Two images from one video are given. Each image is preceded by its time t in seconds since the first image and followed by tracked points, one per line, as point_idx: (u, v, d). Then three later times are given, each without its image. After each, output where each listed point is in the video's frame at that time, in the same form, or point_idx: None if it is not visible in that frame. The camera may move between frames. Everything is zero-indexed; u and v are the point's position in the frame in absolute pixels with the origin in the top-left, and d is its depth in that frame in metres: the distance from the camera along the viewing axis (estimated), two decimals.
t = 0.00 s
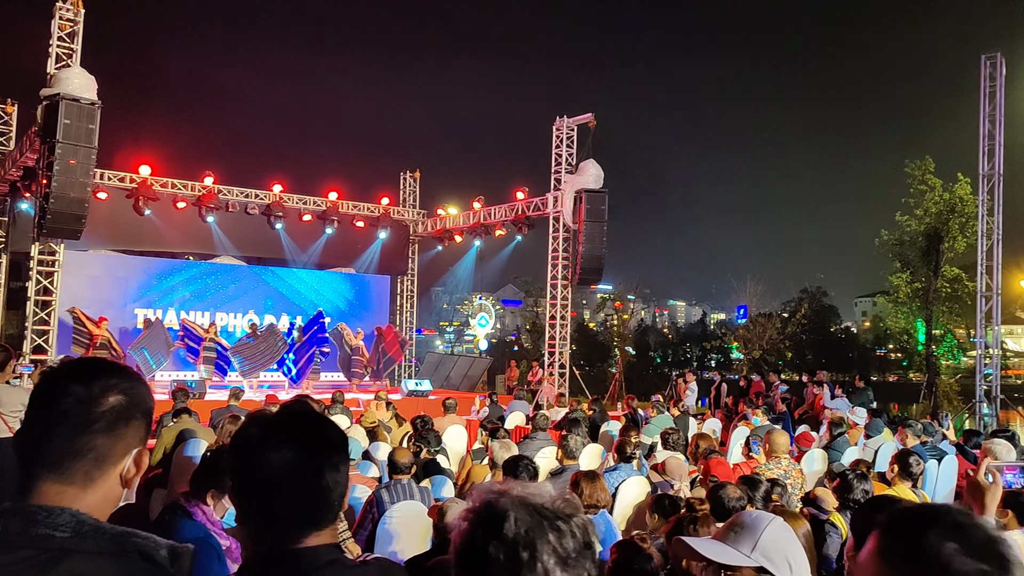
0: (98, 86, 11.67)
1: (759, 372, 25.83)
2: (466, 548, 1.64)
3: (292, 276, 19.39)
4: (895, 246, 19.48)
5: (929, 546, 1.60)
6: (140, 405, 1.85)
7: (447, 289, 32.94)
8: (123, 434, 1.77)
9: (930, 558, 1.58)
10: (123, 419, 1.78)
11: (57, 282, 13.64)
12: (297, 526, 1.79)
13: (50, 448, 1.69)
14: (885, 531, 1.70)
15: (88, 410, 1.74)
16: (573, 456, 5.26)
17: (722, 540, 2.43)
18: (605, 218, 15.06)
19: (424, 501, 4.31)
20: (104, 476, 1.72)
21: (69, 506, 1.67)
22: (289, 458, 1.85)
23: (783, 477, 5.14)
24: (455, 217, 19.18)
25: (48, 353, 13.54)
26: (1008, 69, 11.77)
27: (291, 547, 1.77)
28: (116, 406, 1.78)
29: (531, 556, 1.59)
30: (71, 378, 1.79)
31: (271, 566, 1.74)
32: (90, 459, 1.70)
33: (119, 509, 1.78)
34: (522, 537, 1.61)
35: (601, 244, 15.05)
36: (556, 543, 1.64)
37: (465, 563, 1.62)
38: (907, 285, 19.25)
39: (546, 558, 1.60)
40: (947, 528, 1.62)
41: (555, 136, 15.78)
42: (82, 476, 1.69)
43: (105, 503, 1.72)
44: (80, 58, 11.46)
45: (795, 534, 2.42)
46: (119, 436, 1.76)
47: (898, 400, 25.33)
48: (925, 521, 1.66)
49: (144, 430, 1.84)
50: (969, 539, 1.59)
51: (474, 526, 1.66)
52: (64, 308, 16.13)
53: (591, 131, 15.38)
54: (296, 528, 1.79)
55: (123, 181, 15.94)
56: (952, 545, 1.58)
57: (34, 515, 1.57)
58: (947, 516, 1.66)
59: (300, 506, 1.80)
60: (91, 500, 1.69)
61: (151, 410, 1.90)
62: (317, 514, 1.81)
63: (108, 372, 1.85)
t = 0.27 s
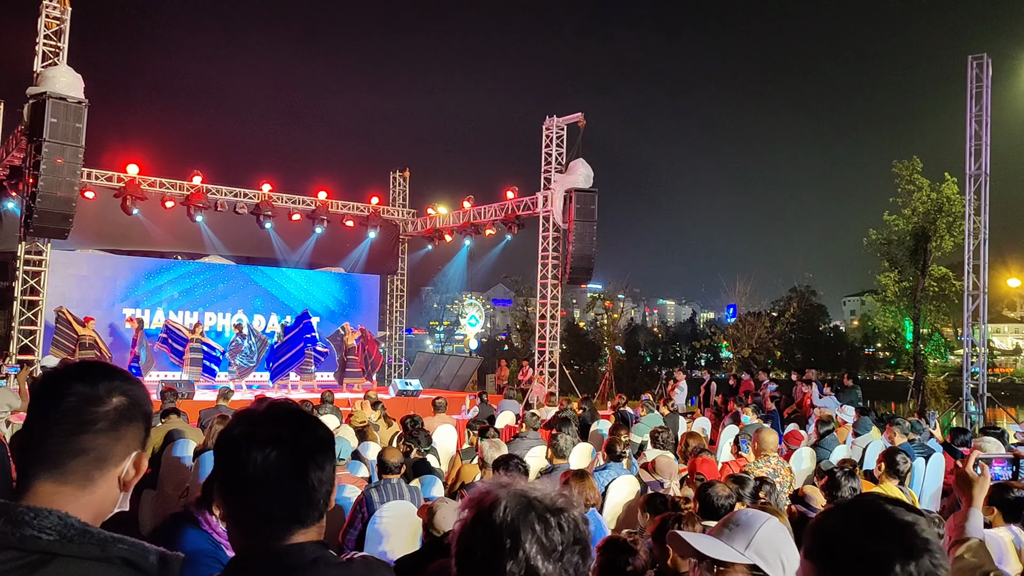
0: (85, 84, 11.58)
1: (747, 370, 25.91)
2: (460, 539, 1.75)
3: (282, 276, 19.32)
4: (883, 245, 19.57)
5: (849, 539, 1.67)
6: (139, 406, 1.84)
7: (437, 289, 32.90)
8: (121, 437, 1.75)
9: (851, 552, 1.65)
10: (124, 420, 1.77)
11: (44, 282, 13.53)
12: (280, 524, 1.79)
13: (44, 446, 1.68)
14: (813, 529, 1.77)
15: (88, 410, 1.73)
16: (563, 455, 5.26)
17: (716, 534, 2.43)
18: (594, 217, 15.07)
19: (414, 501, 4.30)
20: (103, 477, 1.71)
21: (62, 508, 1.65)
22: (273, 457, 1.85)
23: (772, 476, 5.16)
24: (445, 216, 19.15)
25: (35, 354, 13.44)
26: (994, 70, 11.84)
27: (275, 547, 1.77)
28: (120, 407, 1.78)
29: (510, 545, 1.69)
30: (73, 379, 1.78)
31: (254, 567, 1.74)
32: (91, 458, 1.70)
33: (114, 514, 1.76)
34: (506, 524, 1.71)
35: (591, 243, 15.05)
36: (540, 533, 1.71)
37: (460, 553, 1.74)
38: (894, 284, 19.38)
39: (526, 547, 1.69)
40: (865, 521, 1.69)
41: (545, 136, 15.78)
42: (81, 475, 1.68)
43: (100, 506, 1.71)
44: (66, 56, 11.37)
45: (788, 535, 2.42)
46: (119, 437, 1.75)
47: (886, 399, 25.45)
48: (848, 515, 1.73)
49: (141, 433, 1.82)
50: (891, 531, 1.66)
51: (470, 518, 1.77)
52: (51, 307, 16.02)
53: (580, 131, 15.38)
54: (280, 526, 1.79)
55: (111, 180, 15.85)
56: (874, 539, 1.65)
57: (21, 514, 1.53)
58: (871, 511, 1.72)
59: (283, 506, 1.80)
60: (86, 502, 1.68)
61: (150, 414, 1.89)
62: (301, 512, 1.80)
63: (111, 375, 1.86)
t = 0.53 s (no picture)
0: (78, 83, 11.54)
1: (742, 369, 25.97)
2: (487, 525, 1.82)
3: (277, 275, 19.29)
4: (877, 244, 19.62)
5: (816, 541, 1.67)
6: (138, 406, 1.86)
7: (432, 288, 32.89)
8: (123, 435, 1.78)
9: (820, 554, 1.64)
10: (131, 420, 1.81)
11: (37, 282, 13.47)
12: (288, 521, 1.78)
13: (51, 441, 1.69)
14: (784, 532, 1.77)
15: (94, 407, 1.76)
16: (558, 454, 5.26)
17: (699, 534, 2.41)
18: (589, 216, 15.07)
19: (409, 500, 4.30)
20: (107, 476, 1.74)
21: (66, 504, 1.67)
22: (286, 454, 1.85)
23: (766, 473, 5.17)
24: (440, 215, 19.14)
25: (29, 354, 13.39)
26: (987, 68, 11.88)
27: (282, 544, 1.76)
28: (126, 406, 1.82)
29: (535, 524, 1.75)
30: (78, 377, 1.81)
31: (261, 564, 1.72)
32: (98, 456, 1.72)
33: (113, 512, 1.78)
34: (532, 506, 1.78)
35: (585, 242, 15.05)
36: (564, 515, 1.78)
37: (487, 539, 1.80)
38: (888, 282, 19.47)
39: (552, 526, 1.75)
40: (830, 520, 1.69)
41: (540, 134, 15.77)
42: (87, 471, 1.70)
43: (101, 505, 1.73)
44: (59, 55, 11.32)
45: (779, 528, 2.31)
46: (124, 437, 1.78)
47: (880, 396, 25.53)
48: (817, 517, 1.72)
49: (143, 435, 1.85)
50: (857, 526, 1.65)
51: (495, 507, 1.84)
52: (44, 307, 15.96)
53: (575, 130, 15.39)
54: (288, 523, 1.78)
55: (105, 179, 15.80)
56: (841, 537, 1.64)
57: (20, 512, 1.53)
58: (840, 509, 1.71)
59: (292, 503, 1.79)
60: (86, 498, 1.70)
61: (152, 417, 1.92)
62: (310, 510, 1.80)
63: (115, 377, 1.89)
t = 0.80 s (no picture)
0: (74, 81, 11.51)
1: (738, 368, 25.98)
2: (516, 508, 1.83)
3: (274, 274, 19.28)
4: (873, 242, 19.65)
5: (842, 522, 1.68)
6: (148, 408, 1.97)
7: (429, 286, 32.86)
8: (135, 435, 1.89)
9: (844, 538, 1.66)
10: (142, 421, 1.93)
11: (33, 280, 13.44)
12: (293, 519, 1.78)
13: (68, 436, 1.78)
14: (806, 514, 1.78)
15: (109, 406, 1.86)
16: (555, 453, 5.26)
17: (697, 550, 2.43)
18: (586, 215, 15.06)
19: (406, 499, 4.30)
20: (120, 472, 1.85)
21: (83, 495, 1.77)
22: (293, 453, 1.84)
23: (763, 472, 5.17)
24: (437, 214, 19.13)
25: (25, 353, 13.35)
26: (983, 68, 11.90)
27: (286, 541, 1.76)
28: (137, 409, 1.93)
29: (567, 503, 1.78)
30: (93, 380, 1.92)
31: (265, 562, 1.71)
32: (113, 452, 1.83)
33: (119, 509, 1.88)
34: (563, 488, 1.81)
35: (582, 241, 15.04)
36: (594, 497, 1.82)
37: (518, 520, 1.81)
38: (884, 281, 19.48)
39: (584, 507, 1.79)
40: (857, 505, 1.71)
41: (537, 133, 15.77)
42: (101, 467, 1.81)
43: (113, 498, 1.83)
44: (55, 53, 11.29)
45: (752, 539, 2.21)
46: (135, 438, 1.89)
47: (877, 395, 25.56)
48: (840, 501, 1.74)
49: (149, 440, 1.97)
50: (887, 516, 1.69)
51: (524, 490, 1.86)
52: (40, 306, 15.93)
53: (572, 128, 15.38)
54: (292, 520, 1.78)
55: (102, 178, 15.78)
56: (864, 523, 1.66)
57: (36, 502, 1.61)
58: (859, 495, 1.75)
59: (299, 501, 1.79)
60: (100, 490, 1.80)
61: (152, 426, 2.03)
62: (314, 508, 1.80)
63: (124, 384, 2.01)
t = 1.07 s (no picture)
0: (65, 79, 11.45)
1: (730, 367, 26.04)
2: (520, 503, 1.84)
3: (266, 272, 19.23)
4: (865, 243, 19.73)
5: (866, 517, 1.65)
6: (149, 418, 1.98)
7: (422, 286, 32.82)
8: (138, 440, 1.89)
9: (871, 529, 1.63)
10: (146, 431, 1.94)
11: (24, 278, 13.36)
12: (292, 517, 1.78)
13: (74, 438, 1.79)
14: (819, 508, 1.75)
15: (114, 410, 1.87)
16: (548, 452, 5.26)
17: (701, 558, 2.46)
18: (579, 214, 15.06)
19: (398, 498, 4.29)
20: (123, 477, 1.84)
21: (87, 492, 1.76)
22: (288, 454, 1.81)
23: (755, 471, 5.18)
24: (430, 213, 19.11)
25: (15, 352, 13.28)
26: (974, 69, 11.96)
27: (279, 539, 1.77)
28: (142, 418, 1.95)
29: (573, 489, 1.81)
30: (97, 388, 1.92)
31: (260, 560, 1.74)
32: (119, 455, 1.83)
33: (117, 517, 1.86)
34: (566, 478, 1.85)
35: (575, 240, 15.04)
36: (598, 487, 1.85)
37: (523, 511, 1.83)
38: (876, 281, 19.56)
39: (591, 494, 1.81)
40: (879, 498, 1.70)
41: (530, 133, 15.77)
42: (106, 467, 1.80)
43: (115, 502, 1.81)
44: (46, 50, 11.23)
45: (742, 538, 2.21)
46: (139, 445, 1.90)
47: (868, 395, 25.69)
48: (857, 495, 1.72)
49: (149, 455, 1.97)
50: (905, 510, 1.68)
51: (525, 487, 1.87)
52: (30, 304, 15.85)
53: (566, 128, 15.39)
54: (287, 519, 1.78)
55: (93, 176, 15.69)
56: (888, 515, 1.65)
57: (45, 498, 1.64)
58: (871, 488, 1.73)
59: (294, 501, 1.78)
60: (104, 490, 1.79)
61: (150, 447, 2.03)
62: (310, 507, 1.80)
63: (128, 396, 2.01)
